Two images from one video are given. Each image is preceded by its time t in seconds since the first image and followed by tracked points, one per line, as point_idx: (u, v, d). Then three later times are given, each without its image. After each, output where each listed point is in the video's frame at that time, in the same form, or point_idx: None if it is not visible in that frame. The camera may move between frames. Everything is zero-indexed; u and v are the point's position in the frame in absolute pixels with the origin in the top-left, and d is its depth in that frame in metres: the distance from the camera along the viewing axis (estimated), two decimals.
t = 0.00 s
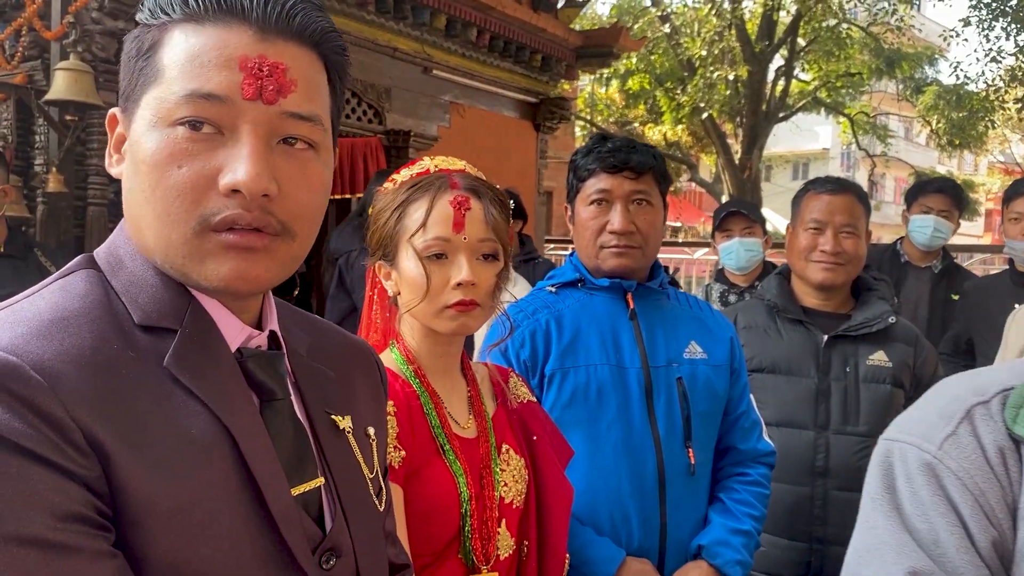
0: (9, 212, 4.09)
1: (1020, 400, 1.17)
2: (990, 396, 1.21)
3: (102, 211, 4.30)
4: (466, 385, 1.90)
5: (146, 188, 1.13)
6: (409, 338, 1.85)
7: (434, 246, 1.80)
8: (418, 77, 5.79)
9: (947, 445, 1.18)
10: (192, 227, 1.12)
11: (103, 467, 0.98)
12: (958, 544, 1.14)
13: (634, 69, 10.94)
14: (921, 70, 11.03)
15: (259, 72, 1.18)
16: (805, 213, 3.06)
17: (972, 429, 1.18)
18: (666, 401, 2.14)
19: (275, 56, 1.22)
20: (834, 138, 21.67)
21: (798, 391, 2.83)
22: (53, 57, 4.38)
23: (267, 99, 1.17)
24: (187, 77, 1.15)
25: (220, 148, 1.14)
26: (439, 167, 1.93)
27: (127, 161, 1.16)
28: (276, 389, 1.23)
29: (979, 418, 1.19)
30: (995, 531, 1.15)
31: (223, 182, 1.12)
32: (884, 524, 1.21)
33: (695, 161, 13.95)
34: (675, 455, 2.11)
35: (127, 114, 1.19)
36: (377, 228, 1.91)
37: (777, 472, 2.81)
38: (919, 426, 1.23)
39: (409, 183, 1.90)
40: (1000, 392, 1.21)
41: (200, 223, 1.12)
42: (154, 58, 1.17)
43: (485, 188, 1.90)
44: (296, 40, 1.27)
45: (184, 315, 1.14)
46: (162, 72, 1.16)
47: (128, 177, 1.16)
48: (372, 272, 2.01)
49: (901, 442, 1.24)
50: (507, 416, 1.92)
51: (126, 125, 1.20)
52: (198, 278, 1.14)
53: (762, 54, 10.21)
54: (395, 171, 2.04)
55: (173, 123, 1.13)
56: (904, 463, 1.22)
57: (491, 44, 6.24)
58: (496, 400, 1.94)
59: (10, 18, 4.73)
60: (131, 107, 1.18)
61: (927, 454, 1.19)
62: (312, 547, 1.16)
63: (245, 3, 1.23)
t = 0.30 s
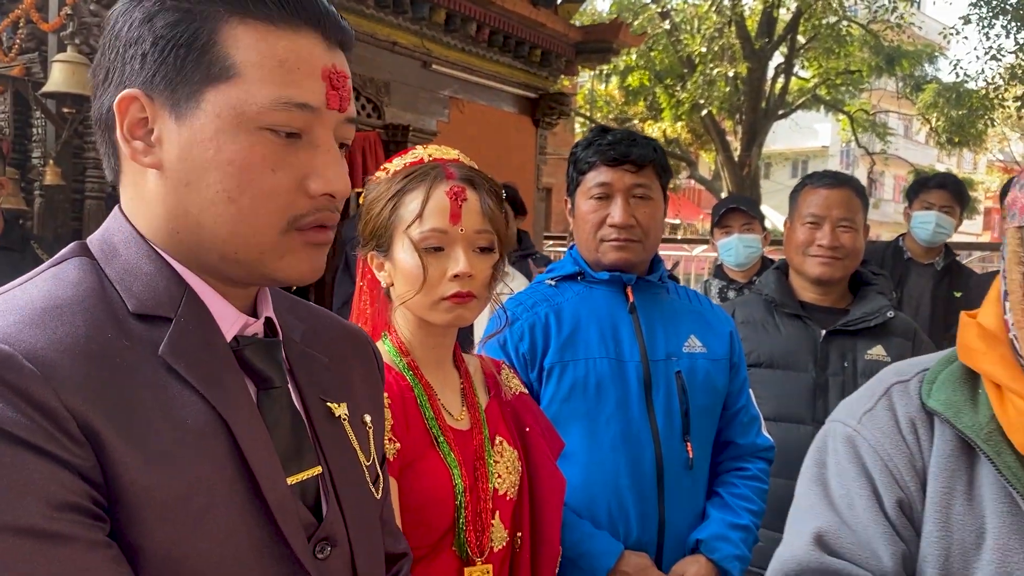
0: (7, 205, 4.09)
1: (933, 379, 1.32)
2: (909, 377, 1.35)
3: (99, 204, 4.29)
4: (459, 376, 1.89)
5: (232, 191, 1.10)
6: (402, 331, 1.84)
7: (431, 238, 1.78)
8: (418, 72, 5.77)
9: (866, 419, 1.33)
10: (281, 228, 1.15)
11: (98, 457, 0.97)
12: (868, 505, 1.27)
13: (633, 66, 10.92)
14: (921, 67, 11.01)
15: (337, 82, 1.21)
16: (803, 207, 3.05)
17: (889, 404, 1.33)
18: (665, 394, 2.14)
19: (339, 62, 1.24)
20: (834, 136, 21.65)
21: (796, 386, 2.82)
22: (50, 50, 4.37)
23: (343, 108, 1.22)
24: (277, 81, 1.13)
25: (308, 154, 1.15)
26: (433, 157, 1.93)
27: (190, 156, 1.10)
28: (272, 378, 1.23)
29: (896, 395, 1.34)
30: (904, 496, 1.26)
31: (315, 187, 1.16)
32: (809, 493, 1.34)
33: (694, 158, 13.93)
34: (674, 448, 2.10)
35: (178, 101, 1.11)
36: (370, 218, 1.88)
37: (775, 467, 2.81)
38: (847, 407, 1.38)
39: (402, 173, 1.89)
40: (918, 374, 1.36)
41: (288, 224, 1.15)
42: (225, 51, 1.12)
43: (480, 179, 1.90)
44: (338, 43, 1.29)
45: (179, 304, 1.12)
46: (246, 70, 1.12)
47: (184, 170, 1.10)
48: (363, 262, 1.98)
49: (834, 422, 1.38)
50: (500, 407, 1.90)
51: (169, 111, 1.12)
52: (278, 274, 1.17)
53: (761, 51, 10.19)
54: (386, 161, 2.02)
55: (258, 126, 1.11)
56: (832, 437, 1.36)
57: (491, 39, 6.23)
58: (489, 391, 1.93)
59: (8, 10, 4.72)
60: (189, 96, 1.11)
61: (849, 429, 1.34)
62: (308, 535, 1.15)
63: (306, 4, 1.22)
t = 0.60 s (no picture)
0: None
1: (881, 370, 1.42)
2: (861, 369, 1.45)
3: (87, 197, 4.26)
4: (447, 370, 1.89)
5: (234, 190, 1.10)
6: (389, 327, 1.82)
7: (421, 236, 1.77)
8: (409, 66, 5.75)
9: (821, 408, 1.42)
10: (280, 229, 1.15)
11: (85, 450, 0.96)
12: (824, 486, 1.33)
13: (625, 61, 10.91)
14: (910, 64, 11.04)
15: (336, 87, 1.21)
16: (793, 203, 3.06)
17: (842, 394, 1.42)
18: (656, 390, 2.13)
19: (337, 66, 1.24)
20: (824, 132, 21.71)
21: (786, 381, 2.83)
22: (38, 42, 4.33)
23: (339, 112, 1.22)
24: (283, 84, 1.12)
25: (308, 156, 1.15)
26: (419, 151, 1.92)
27: (192, 153, 1.09)
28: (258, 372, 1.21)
29: (849, 386, 1.43)
30: (853, 477, 1.34)
31: (314, 189, 1.16)
32: (769, 476, 1.41)
33: (685, 154, 13.95)
34: (665, 444, 2.10)
35: (181, 98, 1.09)
36: (356, 216, 1.86)
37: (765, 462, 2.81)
38: (805, 399, 1.47)
39: (390, 168, 1.87)
40: (870, 368, 1.45)
41: (287, 225, 1.16)
42: (232, 51, 1.11)
43: (469, 175, 1.89)
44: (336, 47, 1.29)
45: (164, 296, 1.11)
46: (254, 71, 1.11)
47: (184, 168, 1.09)
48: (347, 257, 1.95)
49: (796, 413, 1.46)
50: (489, 405, 1.89)
51: (171, 107, 1.10)
52: (272, 274, 1.18)
53: (752, 47, 10.20)
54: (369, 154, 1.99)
55: (261, 126, 1.11)
56: (794, 427, 1.44)
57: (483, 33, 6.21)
58: (479, 387, 1.92)
59: None
60: (193, 93, 1.09)
61: (807, 418, 1.42)
62: (294, 527, 1.14)
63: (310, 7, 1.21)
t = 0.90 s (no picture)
0: None
1: (862, 370, 1.45)
2: (844, 368, 1.48)
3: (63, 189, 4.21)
4: (424, 366, 1.88)
5: (209, 189, 1.10)
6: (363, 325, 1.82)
7: (399, 236, 1.76)
8: (389, 59, 5.72)
9: (801, 406, 1.44)
10: (253, 228, 1.15)
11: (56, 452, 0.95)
12: (801, 484, 1.36)
13: (606, 56, 10.91)
14: (888, 60, 11.13)
15: (312, 92, 1.21)
16: (773, 199, 3.08)
17: (824, 393, 1.45)
18: (637, 385, 2.14)
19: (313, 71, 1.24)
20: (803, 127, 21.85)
21: (764, 376, 2.85)
22: (12, 32, 4.27)
23: (313, 116, 1.22)
24: (262, 86, 1.12)
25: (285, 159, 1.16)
26: (397, 148, 1.90)
27: (166, 150, 1.08)
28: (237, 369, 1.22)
29: (830, 385, 1.46)
30: (833, 475, 1.36)
31: (289, 192, 1.16)
32: (750, 474, 1.43)
33: (665, 149, 13.98)
34: (646, 439, 2.11)
35: (158, 96, 1.08)
36: (332, 214, 1.85)
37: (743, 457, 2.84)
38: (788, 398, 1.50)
39: (368, 165, 1.86)
40: (852, 366, 1.48)
41: (260, 224, 1.15)
42: (212, 51, 1.11)
43: (447, 173, 1.89)
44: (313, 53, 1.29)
45: (133, 291, 1.09)
46: (234, 71, 1.11)
47: (158, 167, 1.08)
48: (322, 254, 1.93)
49: (780, 412, 1.48)
50: (468, 401, 1.88)
51: (148, 105, 1.08)
52: (241, 273, 1.17)
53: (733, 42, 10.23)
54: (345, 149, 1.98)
55: (237, 127, 1.11)
56: (775, 425, 1.47)
57: (464, 27, 6.19)
58: (458, 385, 1.91)
59: None
60: (170, 92, 1.08)
61: (788, 417, 1.45)
62: (270, 521, 1.14)
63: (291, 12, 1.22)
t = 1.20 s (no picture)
0: None
1: (886, 360, 1.39)
2: (864, 356, 1.42)
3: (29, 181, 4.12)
4: (398, 361, 1.86)
5: (242, 215, 1.09)
6: (336, 319, 1.80)
7: (369, 228, 1.75)
8: (362, 50, 5.68)
9: (816, 395, 1.41)
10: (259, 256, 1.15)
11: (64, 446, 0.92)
12: (805, 473, 1.34)
13: (579, 49, 10.90)
14: (858, 55, 11.24)
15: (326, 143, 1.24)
16: (747, 191, 3.10)
17: (841, 381, 1.40)
18: (612, 377, 2.15)
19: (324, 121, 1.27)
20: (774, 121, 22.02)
21: (738, 369, 2.87)
22: None
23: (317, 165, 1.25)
24: (305, 133, 1.14)
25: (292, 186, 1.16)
26: (368, 139, 1.89)
27: (215, 177, 1.06)
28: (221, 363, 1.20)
29: (849, 374, 1.41)
30: (846, 470, 1.34)
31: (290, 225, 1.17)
32: (754, 464, 1.43)
33: (638, 142, 14.02)
34: (621, 431, 2.12)
35: (217, 120, 1.05)
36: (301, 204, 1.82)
37: (719, 449, 2.86)
38: (805, 385, 1.46)
39: (338, 156, 1.83)
40: (873, 355, 1.43)
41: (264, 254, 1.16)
42: (274, 92, 1.09)
43: (418, 164, 1.87)
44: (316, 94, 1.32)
45: (121, 281, 1.04)
46: (288, 115, 1.11)
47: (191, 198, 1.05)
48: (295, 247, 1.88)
49: (793, 398, 1.45)
50: (442, 395, 1.87)
51: (202, 124, 1.04)
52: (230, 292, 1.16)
53: (705, 36, 10.27)
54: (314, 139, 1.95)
55: (276, 165, 1.11)
56: (786, 412, 1.44)
57: (437, 18, 6.16)
58: (432, 377, 1.90)
59: None
60: (230, 123, 1.06)
61: (799, 404, 1.42)
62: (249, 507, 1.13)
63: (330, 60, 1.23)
